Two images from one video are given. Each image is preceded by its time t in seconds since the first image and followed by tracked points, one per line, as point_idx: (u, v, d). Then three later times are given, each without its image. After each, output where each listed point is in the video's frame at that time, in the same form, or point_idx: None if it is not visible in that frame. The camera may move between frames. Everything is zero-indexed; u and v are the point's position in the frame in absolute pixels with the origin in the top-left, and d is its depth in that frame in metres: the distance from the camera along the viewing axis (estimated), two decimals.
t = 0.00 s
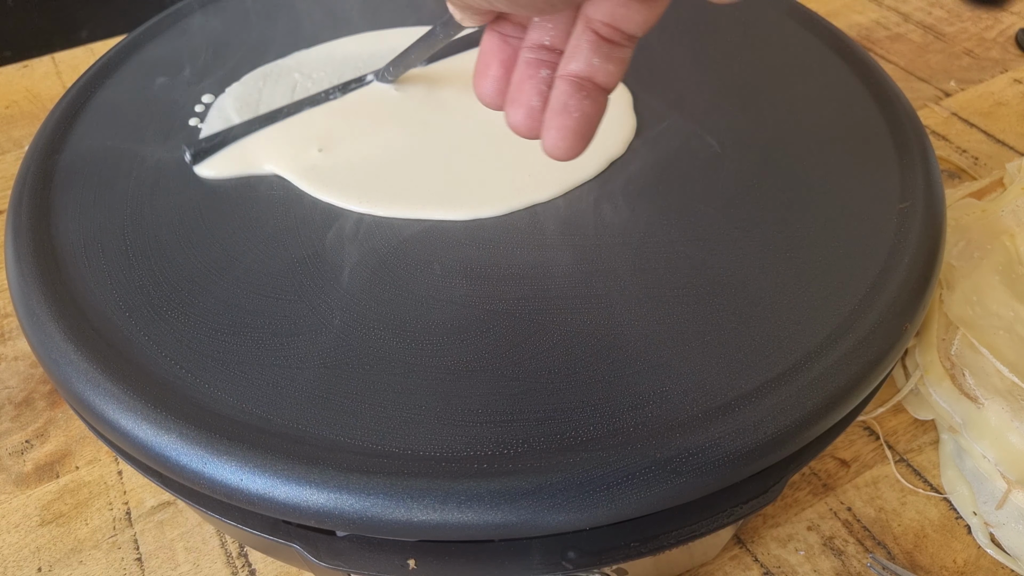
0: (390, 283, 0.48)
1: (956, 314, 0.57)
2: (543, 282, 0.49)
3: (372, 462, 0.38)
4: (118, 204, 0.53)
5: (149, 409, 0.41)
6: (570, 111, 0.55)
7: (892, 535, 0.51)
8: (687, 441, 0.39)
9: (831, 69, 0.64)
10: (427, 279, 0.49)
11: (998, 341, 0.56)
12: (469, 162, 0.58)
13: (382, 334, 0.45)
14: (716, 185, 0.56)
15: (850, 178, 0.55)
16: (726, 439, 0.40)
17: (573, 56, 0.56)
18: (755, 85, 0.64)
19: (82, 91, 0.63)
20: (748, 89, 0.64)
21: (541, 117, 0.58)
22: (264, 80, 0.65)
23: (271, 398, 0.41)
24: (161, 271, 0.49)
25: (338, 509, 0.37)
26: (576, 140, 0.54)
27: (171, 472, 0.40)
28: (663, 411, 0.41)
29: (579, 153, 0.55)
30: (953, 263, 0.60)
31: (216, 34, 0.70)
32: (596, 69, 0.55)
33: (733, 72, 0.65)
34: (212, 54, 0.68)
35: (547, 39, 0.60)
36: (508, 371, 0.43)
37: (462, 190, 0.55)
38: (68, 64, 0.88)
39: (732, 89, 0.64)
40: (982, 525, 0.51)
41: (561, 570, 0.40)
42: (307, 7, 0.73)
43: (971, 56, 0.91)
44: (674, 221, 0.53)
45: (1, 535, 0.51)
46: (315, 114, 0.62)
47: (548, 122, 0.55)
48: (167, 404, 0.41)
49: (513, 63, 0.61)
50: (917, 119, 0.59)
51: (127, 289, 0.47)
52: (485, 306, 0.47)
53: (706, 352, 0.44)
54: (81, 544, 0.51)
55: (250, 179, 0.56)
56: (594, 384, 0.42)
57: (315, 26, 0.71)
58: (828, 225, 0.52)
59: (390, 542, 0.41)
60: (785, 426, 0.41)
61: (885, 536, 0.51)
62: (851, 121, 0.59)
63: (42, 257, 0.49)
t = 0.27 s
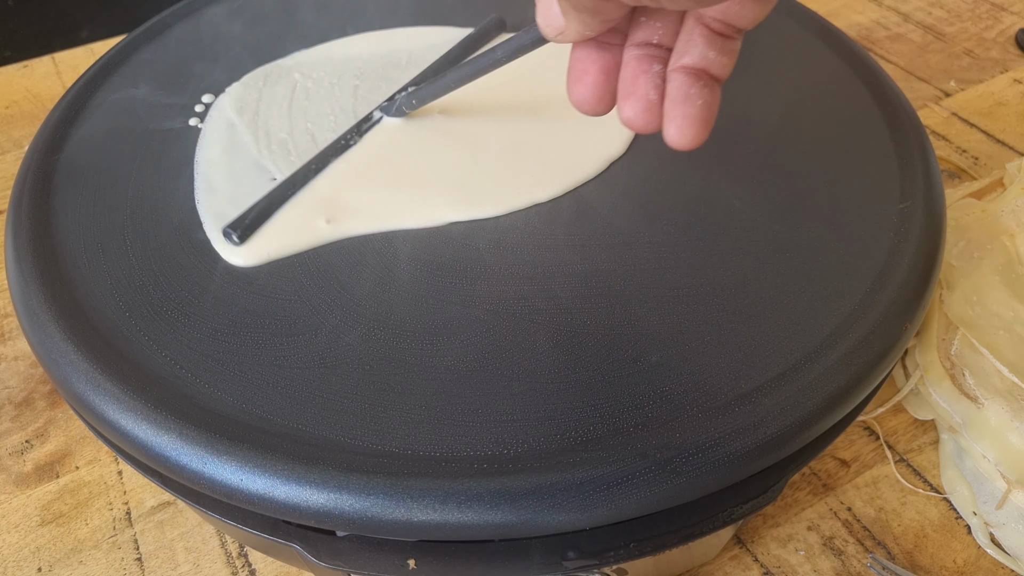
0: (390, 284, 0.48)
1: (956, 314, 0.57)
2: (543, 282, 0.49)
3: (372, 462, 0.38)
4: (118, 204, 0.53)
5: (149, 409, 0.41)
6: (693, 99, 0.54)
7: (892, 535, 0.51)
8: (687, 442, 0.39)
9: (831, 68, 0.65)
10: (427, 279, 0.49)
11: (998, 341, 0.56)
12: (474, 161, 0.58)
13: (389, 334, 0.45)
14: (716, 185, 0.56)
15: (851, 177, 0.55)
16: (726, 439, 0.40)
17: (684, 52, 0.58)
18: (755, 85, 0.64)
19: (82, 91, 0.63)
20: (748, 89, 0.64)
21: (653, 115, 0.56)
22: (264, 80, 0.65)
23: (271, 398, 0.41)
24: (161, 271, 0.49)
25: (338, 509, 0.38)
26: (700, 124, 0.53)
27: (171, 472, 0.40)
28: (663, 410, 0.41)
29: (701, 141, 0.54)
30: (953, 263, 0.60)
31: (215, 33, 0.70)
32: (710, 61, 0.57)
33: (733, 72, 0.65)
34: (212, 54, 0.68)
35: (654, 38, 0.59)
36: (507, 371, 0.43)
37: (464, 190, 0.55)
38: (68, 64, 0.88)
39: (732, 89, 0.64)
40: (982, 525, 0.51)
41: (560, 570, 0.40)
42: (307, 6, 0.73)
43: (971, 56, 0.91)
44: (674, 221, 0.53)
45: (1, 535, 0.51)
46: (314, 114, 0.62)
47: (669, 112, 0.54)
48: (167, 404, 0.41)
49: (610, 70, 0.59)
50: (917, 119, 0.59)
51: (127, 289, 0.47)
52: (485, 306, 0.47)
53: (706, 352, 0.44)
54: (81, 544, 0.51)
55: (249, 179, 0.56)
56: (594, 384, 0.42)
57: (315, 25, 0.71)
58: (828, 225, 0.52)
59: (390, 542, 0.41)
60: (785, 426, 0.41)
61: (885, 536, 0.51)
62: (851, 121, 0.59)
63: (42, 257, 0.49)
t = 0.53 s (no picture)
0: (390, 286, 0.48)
1: (956, 314, 0.57)
2: (544, 283, 0.49)
3: (372, 462, 0.38)
4: (118, 204, 0.53)
5: (149, 409, 0.41)
6: (771, 51, 0.58)
7: (892, 535, 0.51)
8: (687, 442, 0.39)
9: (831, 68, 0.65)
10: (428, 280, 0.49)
11: (998, 341, 0.56)
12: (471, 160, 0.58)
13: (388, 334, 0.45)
14: (717, 185, 0.55)
15: (850, 177, 0.55)
16: (726, 439, 0.40)
17: (757, 10, 0.61)
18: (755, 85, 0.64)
19: (82, 91, 0.63)
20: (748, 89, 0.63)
21: (726, 69, 0.60)
22: (264, 80, 0.65)
23: (271, 398, 0.41)
24: (161, 272, 0.49)
25: (338, 509, 0.37)
26: (780, 74, 0.57)
27: (171, 472, 0.40)
28: (663, 410, 0.41)
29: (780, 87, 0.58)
30: (953, 263, 0.60)
31: (215, 33, 0.70)
32: (782, 18, 0.60)
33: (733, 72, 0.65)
34: (212, 54, 0.68)
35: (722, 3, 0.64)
36: (507, 371, 0.43)
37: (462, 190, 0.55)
38: (68, 64, 0.88)
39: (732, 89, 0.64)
40: (982, 525, 0.51)
41: (560, 570, 0.40)
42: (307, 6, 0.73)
43: (971, 56, 0.91)
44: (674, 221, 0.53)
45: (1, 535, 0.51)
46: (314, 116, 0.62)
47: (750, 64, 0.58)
48: (167, 404, 0.41)
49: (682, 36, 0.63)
50: (917, 119, 0.59)
51: (127, 289, 0.47)
52: (485, 306, 0.47)
53: (706, 352, 0.44)
54: (81, 544, 0.51)
55: (249, 180, 0.56)
56: (595, 384, 0.42)
57: (315, 24, 0.71)
58: (828, 225, 0.52)
59: (390, 543, 0.41)
60: (785, 426, 0.41)
61: (885, 536, 0.51)
62: (851, 121, 0.59)
63: (42, 257, 0.49)
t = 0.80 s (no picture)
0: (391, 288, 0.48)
1: (956, 314, 0.57)
2: (542, 284, 0.49)
3: (371, 462, 0.38)
4: (118, 204, 0.53)
5: (149, 409, 0.41)
6: None
7: (892, 535, 0.51)
8: (687, 442, 0.39)
9: (831, 68, 0.65)
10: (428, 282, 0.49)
11: (998, 341, 0.56)
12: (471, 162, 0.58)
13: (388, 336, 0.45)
14: (716, 185, 0.56)
15: (850, 177, 0.55)
16: (726, 439, 0.40)
17: None
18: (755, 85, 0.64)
19: (82, 91, 0.63)
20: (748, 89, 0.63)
21: (698, 7, 0.64)
22: (264, 81, 0.65)
23: (271, 398, 0.41)
24: (161, 271, 0.49)
25: (338, 509, 0.37)
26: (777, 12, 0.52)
27: (171, 472, 0.40)
28: (663, 410, 0.41)
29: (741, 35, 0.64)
30: (954, 263, 0.60)
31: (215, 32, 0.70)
32: None
33: (733, 72, 0.65)
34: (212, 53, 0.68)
35: None
36: (507, 371, 0.43)
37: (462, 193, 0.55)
38: (68, 64, 0.88)
39: (732, 89, 0.64)
40: (982, 525, 0.51)
41: (560, 570, 0.40)
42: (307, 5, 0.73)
43: (971, 56, 0.91)
44: (674, 221, 0.53)
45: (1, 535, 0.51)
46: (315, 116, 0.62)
47: (719, 8, 0.63)
48: (167, 404, 0.41)
49: None
50: (916, 119, 0.59)
51: (127, 289, 0.47)
52: (486, 306, 0.48)
53: (706, 352, 0.44)
54: (81, 544, 0.51)
55: (249, 180, 0.56)
56: (594, 384, 0.42)
57: (315, 24, 0.71)
58: (828, 225, 0.52)
59: (390, 543, 0.41)
60: (785, 426, 0.41)
61: (885, 536, 0.51)
62: (851, 121, 0.59)
63: (42, 257, 0.49)
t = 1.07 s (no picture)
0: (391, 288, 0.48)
1: (956, 314, 0.57)
2: (542, 284, 0.49)
3: (372, 462, 0.38)
4: (118, 204, 0.53)
5: (149, 409, 0.41)
6: (621, 90, 0.56)
7: (892, 535, 0.51)
8: (687, 442, 0.39)
9: (831, 68, 0.64)
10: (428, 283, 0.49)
11: (998, 341, 0.55)
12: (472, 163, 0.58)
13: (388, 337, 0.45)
14: (716, 185, 0.55)
15: (851, 177, 0.55)
16: (726, 439, 0.40)
17: (621, 38, 0.59)
18: (755, 85, 0.64)
19: (82, 90, 0.63)
20: (748, 89, 0.63)
21: (583, 93, 0.59)
22: (264, 81, 0.65)
23: (271, 398, 0.41)
24: (161, 271, 0.49)
25: (338, 509, 0.37)
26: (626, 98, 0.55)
27: (171, 472, 0.40)
28: (662, 410, 0.41)
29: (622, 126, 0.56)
30: (954, 263, 0.60)
31: (215, 32, 0.70)
32: (643, 53, 0.58)
33: (733, 72, 0.65)
34: (211, 53, 0.68)
35: (595, 23, 0.62)
36: (507, 371, 0.43)
37: (462, 194, 0.55)
38: (68, 63, 0.88)
39: (732, 89, 0.64)
40: (982, 525, 0.51)
41: (560, 570, 0.40)
42: (307, 5, 0.73)
43: (971, 56, 0.91)
44: (674, 221, 0.53)
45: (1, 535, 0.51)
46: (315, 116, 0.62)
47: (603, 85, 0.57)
48: (167, 404, 0.41)
49: (560, 36, 0.62)
50: (916, 118, 0.59)
51: (127, 289, 0.47)
52: (486, 306, 0.48)
53: (706, 352, 0.44)
54: (81, 544, 0.51)
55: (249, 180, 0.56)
56: (594, 384, 0.42)
57: (314, 24, 0.71)
58: (828, 225, 0.52)
59: (390, 543, 0.41)
60: (785, 425, 0.41)
61: (885, 536, 0.51)
62: (851, 121, 0.59)
63: (42, 257, 0.49)
